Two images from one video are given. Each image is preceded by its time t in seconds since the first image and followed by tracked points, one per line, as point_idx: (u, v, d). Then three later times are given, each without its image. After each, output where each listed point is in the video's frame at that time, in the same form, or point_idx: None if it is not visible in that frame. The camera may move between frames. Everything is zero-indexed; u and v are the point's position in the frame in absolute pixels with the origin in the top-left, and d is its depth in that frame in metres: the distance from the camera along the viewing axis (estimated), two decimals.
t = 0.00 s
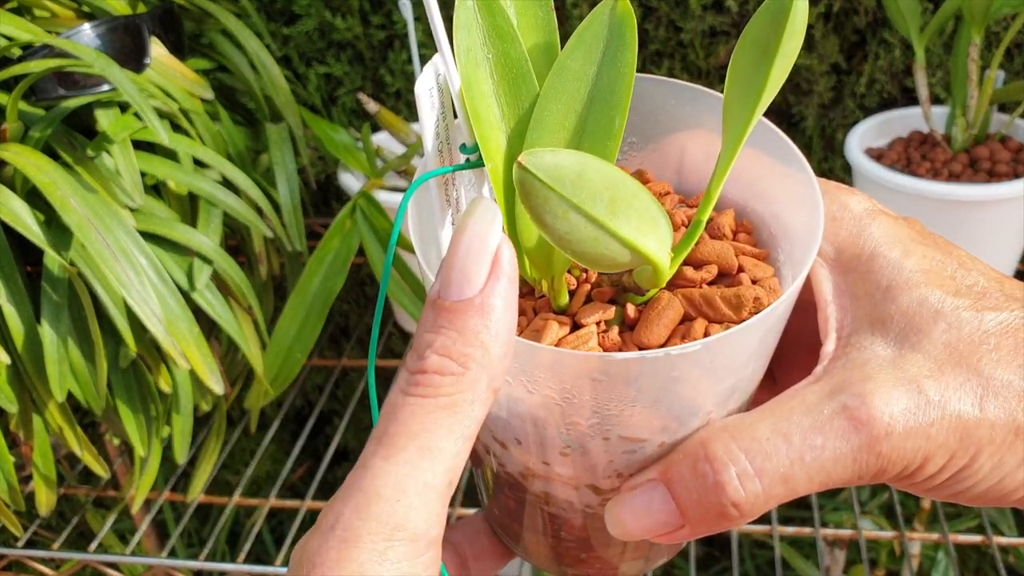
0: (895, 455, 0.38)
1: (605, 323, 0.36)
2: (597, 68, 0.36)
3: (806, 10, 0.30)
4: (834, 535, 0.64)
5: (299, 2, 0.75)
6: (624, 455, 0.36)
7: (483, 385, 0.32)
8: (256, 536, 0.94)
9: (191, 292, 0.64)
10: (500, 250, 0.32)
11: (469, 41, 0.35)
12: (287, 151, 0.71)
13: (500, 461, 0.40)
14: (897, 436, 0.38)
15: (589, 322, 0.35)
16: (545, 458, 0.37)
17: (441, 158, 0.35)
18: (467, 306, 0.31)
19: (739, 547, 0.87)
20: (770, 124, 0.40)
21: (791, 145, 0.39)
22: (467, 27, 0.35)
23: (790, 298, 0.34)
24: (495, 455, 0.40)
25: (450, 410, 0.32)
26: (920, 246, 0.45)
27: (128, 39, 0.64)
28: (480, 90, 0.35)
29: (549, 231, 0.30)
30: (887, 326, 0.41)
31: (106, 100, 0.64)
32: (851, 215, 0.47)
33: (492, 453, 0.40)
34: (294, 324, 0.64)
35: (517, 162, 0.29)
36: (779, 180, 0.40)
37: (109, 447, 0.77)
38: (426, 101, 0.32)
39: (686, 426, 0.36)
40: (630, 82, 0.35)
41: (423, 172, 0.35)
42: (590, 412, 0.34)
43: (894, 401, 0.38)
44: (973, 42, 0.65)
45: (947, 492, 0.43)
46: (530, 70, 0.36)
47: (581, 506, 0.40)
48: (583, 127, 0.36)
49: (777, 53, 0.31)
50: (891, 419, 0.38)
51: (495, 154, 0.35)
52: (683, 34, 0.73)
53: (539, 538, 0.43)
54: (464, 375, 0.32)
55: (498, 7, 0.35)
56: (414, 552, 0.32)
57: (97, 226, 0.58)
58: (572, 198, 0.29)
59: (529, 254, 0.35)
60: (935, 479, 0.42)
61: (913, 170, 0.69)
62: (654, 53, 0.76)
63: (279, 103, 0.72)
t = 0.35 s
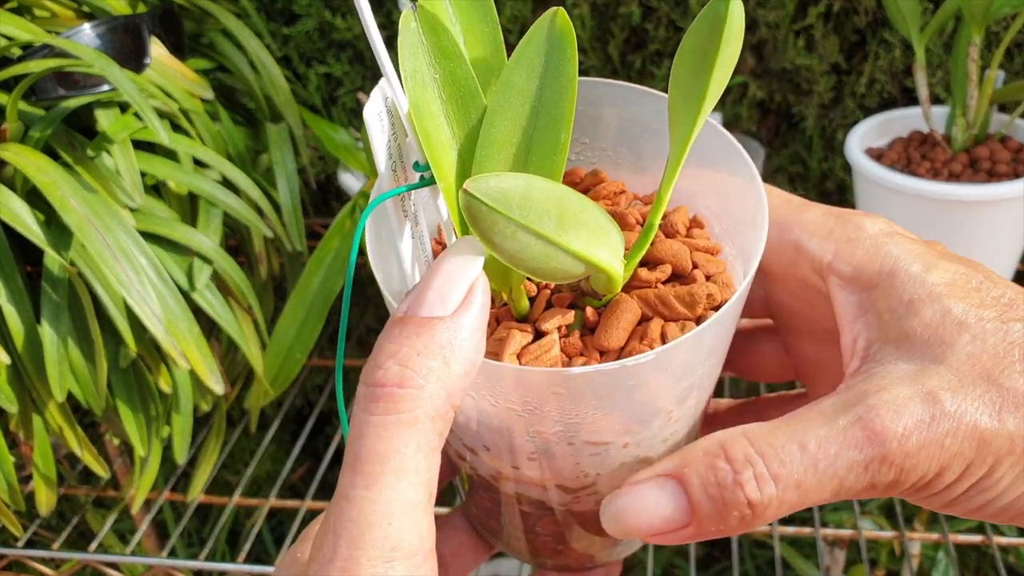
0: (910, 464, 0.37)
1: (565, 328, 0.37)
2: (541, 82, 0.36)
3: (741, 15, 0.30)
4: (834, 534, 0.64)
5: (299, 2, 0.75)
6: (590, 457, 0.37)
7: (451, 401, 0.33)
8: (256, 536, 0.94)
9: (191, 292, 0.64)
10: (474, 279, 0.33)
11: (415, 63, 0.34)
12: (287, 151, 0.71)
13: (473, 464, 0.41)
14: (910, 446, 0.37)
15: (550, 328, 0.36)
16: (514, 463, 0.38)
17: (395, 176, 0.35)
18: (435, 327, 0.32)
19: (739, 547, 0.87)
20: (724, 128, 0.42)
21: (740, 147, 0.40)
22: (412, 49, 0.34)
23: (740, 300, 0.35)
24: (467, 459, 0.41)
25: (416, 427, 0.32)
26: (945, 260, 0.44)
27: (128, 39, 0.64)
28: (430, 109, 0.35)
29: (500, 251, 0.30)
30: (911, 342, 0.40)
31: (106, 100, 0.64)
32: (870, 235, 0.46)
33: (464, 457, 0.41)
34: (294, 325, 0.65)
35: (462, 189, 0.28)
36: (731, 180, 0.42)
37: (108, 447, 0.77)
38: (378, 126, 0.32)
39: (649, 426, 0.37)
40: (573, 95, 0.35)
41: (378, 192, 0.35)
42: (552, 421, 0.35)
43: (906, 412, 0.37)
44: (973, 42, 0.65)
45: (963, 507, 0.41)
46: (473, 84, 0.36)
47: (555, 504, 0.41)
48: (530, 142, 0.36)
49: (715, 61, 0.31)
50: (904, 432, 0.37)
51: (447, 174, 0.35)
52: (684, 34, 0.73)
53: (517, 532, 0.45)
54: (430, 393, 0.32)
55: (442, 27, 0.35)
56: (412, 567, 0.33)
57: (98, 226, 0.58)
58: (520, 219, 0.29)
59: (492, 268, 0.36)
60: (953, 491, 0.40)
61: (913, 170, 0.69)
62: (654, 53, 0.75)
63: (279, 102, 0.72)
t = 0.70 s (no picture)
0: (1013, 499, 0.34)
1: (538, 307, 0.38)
2: (532, 62, 0.37)
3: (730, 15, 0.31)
4: (834, 534, 0.64)
5: (299, 2, 0.75)
6: (550, 437, 0.38)
7: (421, 363, 0.32)
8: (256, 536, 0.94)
9: (191, 292, 0.64)
10: (440, 243, 0.32)
11: (411, 30, 0.35)
12: (287, 151, 0.71)
13: (437, 436, 0.42)
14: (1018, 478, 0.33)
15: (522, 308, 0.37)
16: (476, 436, 0.39)
17: (384, 142, 0.36)
18: (404, 290, 0.31)
19: (739, 547, 0.87)
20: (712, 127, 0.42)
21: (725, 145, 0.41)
22: (410, 15, 0.35)
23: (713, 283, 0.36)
24: (431, 430, 0.42)
25: (387, 388, 0.32)
26: None
27: (128, 39, 0.64)
28: (421, 77, 0.35)
29: (474, 222, 0.31)
30: None
31: (106, 100, 0.64)
32: None
33: (430, 428, 0.42)
34: (292, 327, 0.66)
35: (439, 154, 0.29)
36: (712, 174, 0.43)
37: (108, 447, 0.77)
38: (367, 91, 0.33)
39: (610, 411, 0.38)
40: (561, 75, 0.37)
41: (365, 155, 0.36)
42: (516, 396, 0.36)
43: None
44: (973, 42, 0.65)
45: None
46: (467, 60, 0.37)
47: (512, 482, 0.42)
48: (517, 117, 0.37)
49: (700, 56, 0.32)
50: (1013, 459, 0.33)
51: (435, 143, 0.35)
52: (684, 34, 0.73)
53: (478, 510, 0.46)
54: (401, 355, 0.31)
55: None
56: (386, 524, 0.33)
57: (98, 227, 0.58)
58: (494, 189, 0.29)
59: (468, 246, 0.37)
60: None
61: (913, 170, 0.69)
62: (655, 53, 0.76)
63: (279, 103, 0.72)
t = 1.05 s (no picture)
0: None
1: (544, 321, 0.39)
2: (564, 83, 0.38)
3: (766, 57, 0.33)
4: (833, 534, 0.64)
5: (299, 2, 0.75)
6: (546, 451, 0.39)
7: (436, 378, 0.32)
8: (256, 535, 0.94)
9: (191, 292, 0.64)
10: (463, 261, 0.33)
11: (445, 40, 0.36)
12: (287, 151, 0.71)
13: (432, 439, 0.43)
14: None
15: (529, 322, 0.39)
16: (473, 444, 0.40)
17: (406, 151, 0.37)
18: (425, 305, 0.31)
19: (739, 547, 0.87)
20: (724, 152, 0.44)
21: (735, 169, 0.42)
22: (445, 27, 0.36)
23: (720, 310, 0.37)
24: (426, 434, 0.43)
25: (403, 400, 0.32)
26: None
27: (128, 39, 0.64)
28: (453, 89, 0.36)
29: (500, 242, 0.32)
30: None
31: (106, 100, 0.64)
32: None
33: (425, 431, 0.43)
34: (292, 327, 0.66)
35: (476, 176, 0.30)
36: (720, 197, 0.45)
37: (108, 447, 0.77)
38: (398, 98, 0.34)
39: (606, 432, 0.38)
40: (593, 100, 0.37)
41: (388, 163, 0.37)
42: (519, 413, 0.36)
43: None
44: (973, 42, 0.65)
45: None
46: (499, 74, 0.38)
47: (501, 488, 0.42)
48: (545, 138, 0.37)
49: (734, 96, 0.33)
50: None
51: (459, 154, 0.36)
52: (683, 34, 0.73)
53: (463, 507, 0.46)
54: (418, 367, 0.31)
55: (479, 10, 0.36)
56: (393, 536, 0.33)
57: (98, 227, 0.58)
58: (525, 216, 0.30)
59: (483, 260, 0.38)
60: None
61: (913, 170, 0.69)
62: (654, 53, 0.75)
63: (279, 103, 0.72)
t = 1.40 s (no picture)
0: None
1: (553, 344, 0.38)
2: (575, 113, 0.37)
3: (767, 90, 0.34)
4: (834, 534, 0.63)
5: (299, 2, 0.75)
6: (553, 473, 0.37)
7: (443, 387, 0.32)
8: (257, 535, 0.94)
9: (191, 292, 0.64)
10: (470, 276, 0.33)
11: (463, 71, 0.35)
12: (287, 151, 0.71)
13: (443, 458, 0.42)
14: None
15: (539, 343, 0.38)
16: (481, 463, 0.39)
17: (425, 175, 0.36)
18: (432, 316, 0.31)
19: (739, 547, 0.87)
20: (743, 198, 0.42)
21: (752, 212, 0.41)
22: (462, 57, 0.35)
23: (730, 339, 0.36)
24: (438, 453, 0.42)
25: (411, 407, 0.32)
26: None
27: (128, 39, 0.64)
28: (468, 117, 0.35)
29: (505, 260, 0.31)
30: None
31: (106, 100, 0.64)
32: None
33: (436, 451, 0.42)
34: (292, 327, 0.66)
35: (482, 194, 0.29)
36: (737, 241, 0.43)
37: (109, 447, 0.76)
38: (415, 123, 0.33)
39: (615, 454, 0.37)
40: (602, 130, 0.37)
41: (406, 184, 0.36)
42: (526, 430, 0.36)
43: None
44: (973, 42, 0.65)
45: None
46: (513, 103, 0.37)
47: (511, 512, 0.41)
48: (555, 165, 0.37)
49: (738, 128, 0.33)
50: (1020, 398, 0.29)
51: (474, 180, 0.35)
52: (683, 34, 0.73)
53: (475, 535, 0.45)
54: (426, 376, 0.31)
55: (495, 42, 0.36)
56: (400, 540, 0.32)
57: (98, 227, 0.58)
58: (529, 233, 0.30)
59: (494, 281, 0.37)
60: None
61: (913, 170, 0.69)
62: (654, 53, 0.75)
63: (279, 103, 0.72)
